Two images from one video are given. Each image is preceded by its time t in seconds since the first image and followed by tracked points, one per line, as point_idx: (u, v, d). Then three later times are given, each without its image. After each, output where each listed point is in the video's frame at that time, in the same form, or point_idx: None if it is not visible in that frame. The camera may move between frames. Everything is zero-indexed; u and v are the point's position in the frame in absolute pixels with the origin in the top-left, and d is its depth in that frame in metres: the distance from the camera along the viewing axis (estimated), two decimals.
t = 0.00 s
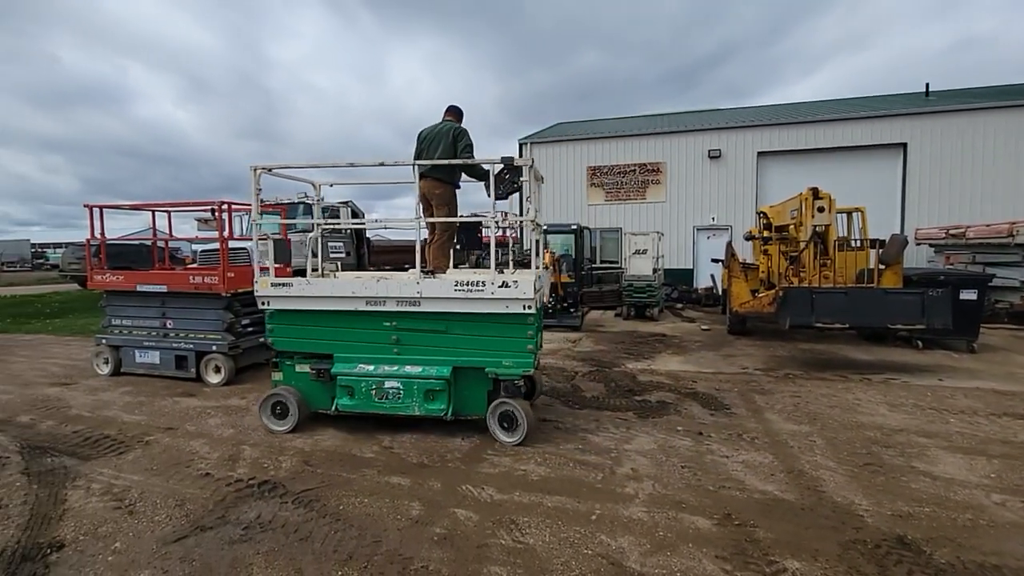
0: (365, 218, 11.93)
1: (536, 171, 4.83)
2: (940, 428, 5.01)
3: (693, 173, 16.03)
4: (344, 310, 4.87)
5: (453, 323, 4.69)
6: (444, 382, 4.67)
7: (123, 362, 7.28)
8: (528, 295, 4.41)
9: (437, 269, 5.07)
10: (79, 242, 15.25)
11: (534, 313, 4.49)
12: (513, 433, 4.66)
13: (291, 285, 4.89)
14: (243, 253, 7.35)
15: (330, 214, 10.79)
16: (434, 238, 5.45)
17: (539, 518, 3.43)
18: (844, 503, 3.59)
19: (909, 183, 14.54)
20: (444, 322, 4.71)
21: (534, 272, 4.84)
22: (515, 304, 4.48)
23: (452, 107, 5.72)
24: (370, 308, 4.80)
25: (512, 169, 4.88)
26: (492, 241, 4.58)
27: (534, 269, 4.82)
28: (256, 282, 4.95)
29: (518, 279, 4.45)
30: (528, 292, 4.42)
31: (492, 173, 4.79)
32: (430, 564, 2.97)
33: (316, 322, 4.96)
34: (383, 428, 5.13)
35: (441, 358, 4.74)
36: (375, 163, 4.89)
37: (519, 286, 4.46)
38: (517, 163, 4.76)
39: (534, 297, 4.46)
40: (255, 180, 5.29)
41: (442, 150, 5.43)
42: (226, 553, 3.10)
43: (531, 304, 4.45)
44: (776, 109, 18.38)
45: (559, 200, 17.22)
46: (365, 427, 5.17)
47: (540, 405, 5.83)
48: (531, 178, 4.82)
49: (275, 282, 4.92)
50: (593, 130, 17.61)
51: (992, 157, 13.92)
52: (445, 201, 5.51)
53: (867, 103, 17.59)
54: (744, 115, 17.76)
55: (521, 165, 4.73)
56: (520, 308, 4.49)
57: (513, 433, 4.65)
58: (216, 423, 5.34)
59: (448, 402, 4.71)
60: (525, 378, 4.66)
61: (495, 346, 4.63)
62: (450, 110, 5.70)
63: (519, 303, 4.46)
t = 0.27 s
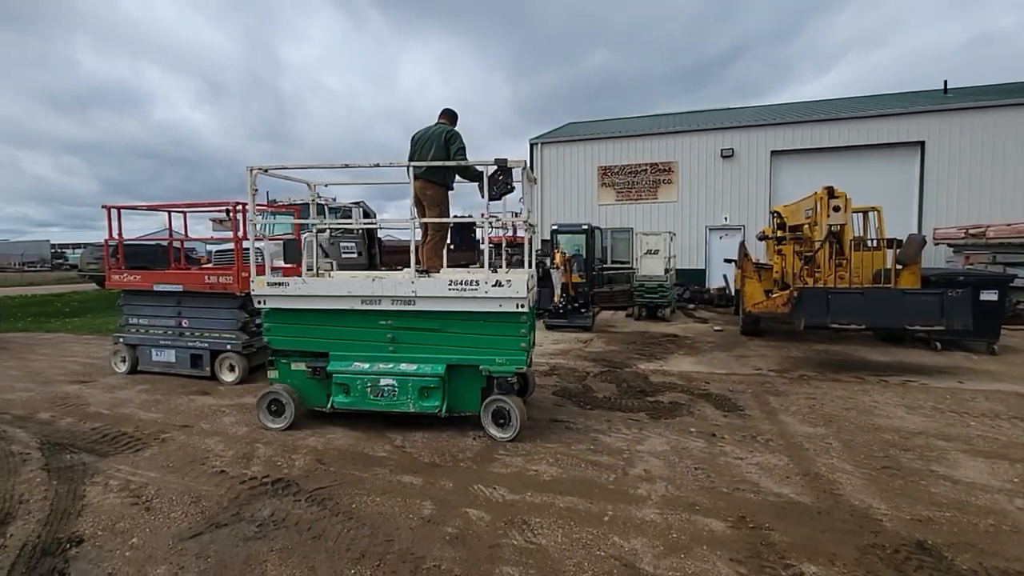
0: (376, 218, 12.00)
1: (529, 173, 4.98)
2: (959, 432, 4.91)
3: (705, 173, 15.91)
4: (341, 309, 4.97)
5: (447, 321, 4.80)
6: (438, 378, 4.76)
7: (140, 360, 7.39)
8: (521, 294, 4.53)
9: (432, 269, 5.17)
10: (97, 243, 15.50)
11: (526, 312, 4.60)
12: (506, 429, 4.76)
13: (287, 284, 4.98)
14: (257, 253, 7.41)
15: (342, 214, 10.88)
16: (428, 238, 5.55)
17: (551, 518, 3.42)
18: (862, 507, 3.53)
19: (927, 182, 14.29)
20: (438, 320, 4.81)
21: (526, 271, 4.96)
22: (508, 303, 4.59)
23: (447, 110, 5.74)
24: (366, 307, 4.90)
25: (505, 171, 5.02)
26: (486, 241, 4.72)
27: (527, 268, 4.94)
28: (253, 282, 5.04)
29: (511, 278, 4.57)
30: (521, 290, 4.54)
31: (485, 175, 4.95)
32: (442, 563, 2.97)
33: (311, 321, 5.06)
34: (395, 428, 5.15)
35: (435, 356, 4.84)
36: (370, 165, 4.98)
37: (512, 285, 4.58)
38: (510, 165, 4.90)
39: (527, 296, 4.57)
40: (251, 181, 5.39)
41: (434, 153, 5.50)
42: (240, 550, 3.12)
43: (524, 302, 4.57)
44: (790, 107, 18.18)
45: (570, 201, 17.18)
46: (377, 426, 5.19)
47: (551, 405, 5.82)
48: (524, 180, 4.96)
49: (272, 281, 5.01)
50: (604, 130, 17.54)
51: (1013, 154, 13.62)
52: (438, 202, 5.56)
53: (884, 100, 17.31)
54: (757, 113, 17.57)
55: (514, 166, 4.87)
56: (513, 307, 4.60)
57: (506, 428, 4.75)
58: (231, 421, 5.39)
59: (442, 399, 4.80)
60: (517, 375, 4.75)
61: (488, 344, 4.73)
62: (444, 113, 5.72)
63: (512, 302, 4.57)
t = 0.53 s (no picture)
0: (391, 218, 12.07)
1: (524, 174, 5.08)
2: (986, 436, 4.79)
3: (721, 172, 15.73)
4: (339, 307, 5.02)
5: (444, 319, 4.86)
6: (436, 375, 4.81)
7: (161, 358, 7.53)
8: (517, 292, 4.60)
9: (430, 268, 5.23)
10: (119, 243, 15.83)
11: (522, 309, 4.67)
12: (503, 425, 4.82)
13: (287, 283, 5.03)
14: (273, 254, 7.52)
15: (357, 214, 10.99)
16: (425, 239, 5.62)
17: (566, 518, 3.40)
18: (884, 511, 3.45)
19: (950, 180, 13.97)
20: (436, 318, 4.87)
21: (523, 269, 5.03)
22: (504, 301, 4.65)
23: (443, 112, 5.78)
24: (364, 306, 4.96)
25: (501, 172, 5.09)
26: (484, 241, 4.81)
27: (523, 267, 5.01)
28: (253, 281, 5.09)
29: (508, 277, 4.64)
30: (517, 289, 4.62)
31: (483, 176, 5.00)
32: (458, 562, 2.98)
33: (311, 319, 5.11)
34: (409, 426, 5.18)
35: (432, 354, 4.90)
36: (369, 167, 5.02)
37: (508, 284, 4.65)
38: (507, 166, 4.99)
39: (523, 294, 4.64)
40: (252, 182, 5.47)
41: (431, 154, 5.55)
42: (259, 545, 3.16)
43: (520, 300, 4.64)
44: (808, 105, 17.90)
45: (583, 200, 17.11)
46: (392, 424, 5.22)
47: (566, 405, 5.80)
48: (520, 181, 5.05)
49: (272, 280, 5.06)
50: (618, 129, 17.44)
51: None
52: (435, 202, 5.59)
53: (905, 97, 16.95)
54: (774, 111, 17.34)
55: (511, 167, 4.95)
56: (509, 305, 4.66)
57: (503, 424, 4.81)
58: (249, 418, 5.46)
59: (440, 395, 4.84)
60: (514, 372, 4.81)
61: (485, 341, 4.80)
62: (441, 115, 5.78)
63: (508, 300, 4.64)
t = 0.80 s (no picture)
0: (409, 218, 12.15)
1: (524, 176, 5.11)
2: (1021, 442, 4.63)
3: (742, 170, 15.49)
4: (342, 305, 5.09)
5: (446, 317, 4.93)
6: (437, 372, 4.92)
7: (186, 355, 7.70)
8: (518, 291, 4.66)
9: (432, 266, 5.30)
10: (147, 244, 16.23)
11: (522, 307, 4.75)
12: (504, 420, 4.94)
13: (292, 282, 5.10)
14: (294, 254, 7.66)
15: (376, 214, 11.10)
16: (427, 238, 5.67)
17: (585, 519, 3.39)
18: (913, 517, 3.36)
19: (981, 178, 13.55)
20: (438, 316, 4.95)
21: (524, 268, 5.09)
22: (505, 299, 4.72)
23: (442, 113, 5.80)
24: (368, 304, 5.01)
25: (501, 173, 5.12)
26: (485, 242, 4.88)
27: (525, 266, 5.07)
28: (258, 280, 5.15)
29: (508, 276, 4.71)
30: (517, 287, 4.69)
31: (483, 177, 5.02)
32: (477, 560, 2.99)
33: (315, 317, 5.18)
34: (428, 424, 5.20)
35: (434, 351, 4.98)
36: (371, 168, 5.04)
37: (509, 283, 4.72)
38: (507, 168, 5.02)
39: (523, 293, 4.71)
40: (257, 183, 5.56)
41: (432, 156, 5.60)
42: (281, 540, 3.21)
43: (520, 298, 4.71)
44: (832, 101, 17.51)
45: (601, 200, 17.01)
46: (411, 422, 5.26)
47: (584, 405, 5.78)
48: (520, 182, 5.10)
49: (277, 279, 5.13)
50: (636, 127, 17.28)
51: None
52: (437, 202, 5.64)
53: (935, 92, 16.47)
54: (797, 108, 17.01)
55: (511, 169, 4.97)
56: (510, 303, 4.73)
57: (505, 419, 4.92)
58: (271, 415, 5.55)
59: (442, 391, 4.96)
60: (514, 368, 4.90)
61: (486, 339, 4.87)
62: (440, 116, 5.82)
63: (508, 298, 4.70)
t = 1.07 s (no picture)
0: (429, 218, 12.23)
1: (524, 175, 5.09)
2: None
3: (764, 167, 15.22)
4: (346, 303, 5.15)
5: (448, 314, 4.99)
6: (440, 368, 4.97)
7: (212, 353, 7.88)
8: (518, 288, 4.73)
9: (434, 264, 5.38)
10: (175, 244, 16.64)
11: (522, 304, 4.82)
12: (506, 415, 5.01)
13: (298, 281, 5.18)
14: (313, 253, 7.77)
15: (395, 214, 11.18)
16: (429, 238, 5.62)
17: (605, 520, 3.37)
18: (946, 524, 3.26)
19: (1017, 173, 13.08)
20: (440, 313, 5.01)
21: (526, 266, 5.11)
22: (506, 296, 4.77)
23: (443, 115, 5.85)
24: (371, 302, 5.07)
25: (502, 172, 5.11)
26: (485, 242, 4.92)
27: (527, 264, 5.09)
28: (264, 279, 5.24)
29: (508, 274, 4.76)
30: (518, 285, 4.76)
31: (483, 177, 5.01)
32: (496, 559, 2.99)
33: (319, 315, 5.26)
34: (447, 422, 5.23)
35: (436, 348, 5.02)
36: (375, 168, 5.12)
37: (509, 281, 4.78)
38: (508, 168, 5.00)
39: (524, 290, 4.76)
40: (263, 184, 5.69)
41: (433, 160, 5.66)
42: (305, 535, 3.26)
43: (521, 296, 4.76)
44: (858, 96, 17.08)
45: (619, 198, 16.89)
46: (431, 420, 5.29)
47: (604, 405, 5.74)
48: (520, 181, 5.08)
49: (283, 278, 5.22)
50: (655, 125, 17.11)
51: None
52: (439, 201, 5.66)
53: (968, 85, 15.94)
54: (822, 104, 16.63)
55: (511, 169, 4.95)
56: (510, 301, 4.79)
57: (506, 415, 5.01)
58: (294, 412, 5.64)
59: (444, 387, 4.99)
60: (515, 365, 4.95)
61: (487, 335, 4.92)
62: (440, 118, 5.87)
63: (509, 296, 4.76)
